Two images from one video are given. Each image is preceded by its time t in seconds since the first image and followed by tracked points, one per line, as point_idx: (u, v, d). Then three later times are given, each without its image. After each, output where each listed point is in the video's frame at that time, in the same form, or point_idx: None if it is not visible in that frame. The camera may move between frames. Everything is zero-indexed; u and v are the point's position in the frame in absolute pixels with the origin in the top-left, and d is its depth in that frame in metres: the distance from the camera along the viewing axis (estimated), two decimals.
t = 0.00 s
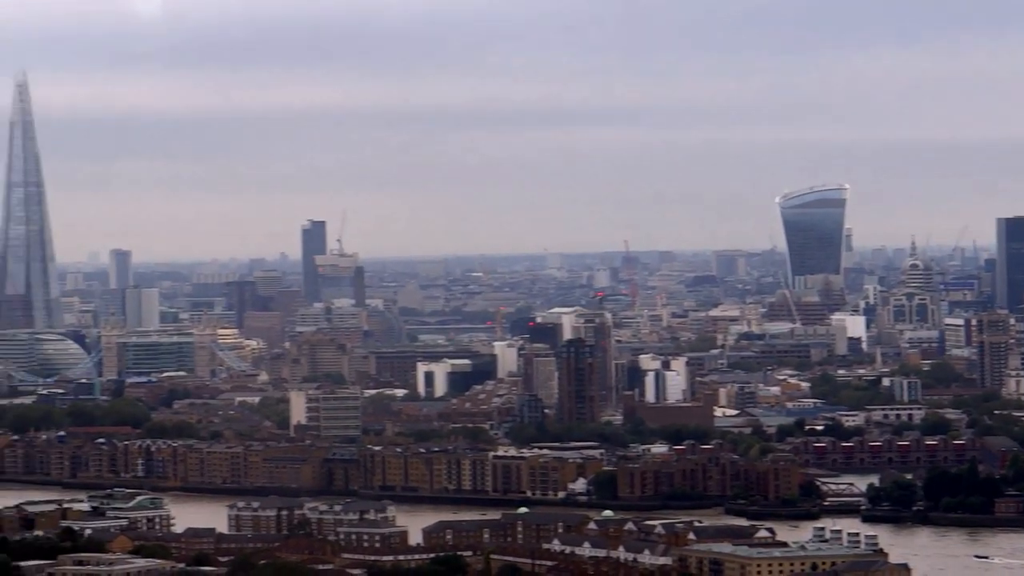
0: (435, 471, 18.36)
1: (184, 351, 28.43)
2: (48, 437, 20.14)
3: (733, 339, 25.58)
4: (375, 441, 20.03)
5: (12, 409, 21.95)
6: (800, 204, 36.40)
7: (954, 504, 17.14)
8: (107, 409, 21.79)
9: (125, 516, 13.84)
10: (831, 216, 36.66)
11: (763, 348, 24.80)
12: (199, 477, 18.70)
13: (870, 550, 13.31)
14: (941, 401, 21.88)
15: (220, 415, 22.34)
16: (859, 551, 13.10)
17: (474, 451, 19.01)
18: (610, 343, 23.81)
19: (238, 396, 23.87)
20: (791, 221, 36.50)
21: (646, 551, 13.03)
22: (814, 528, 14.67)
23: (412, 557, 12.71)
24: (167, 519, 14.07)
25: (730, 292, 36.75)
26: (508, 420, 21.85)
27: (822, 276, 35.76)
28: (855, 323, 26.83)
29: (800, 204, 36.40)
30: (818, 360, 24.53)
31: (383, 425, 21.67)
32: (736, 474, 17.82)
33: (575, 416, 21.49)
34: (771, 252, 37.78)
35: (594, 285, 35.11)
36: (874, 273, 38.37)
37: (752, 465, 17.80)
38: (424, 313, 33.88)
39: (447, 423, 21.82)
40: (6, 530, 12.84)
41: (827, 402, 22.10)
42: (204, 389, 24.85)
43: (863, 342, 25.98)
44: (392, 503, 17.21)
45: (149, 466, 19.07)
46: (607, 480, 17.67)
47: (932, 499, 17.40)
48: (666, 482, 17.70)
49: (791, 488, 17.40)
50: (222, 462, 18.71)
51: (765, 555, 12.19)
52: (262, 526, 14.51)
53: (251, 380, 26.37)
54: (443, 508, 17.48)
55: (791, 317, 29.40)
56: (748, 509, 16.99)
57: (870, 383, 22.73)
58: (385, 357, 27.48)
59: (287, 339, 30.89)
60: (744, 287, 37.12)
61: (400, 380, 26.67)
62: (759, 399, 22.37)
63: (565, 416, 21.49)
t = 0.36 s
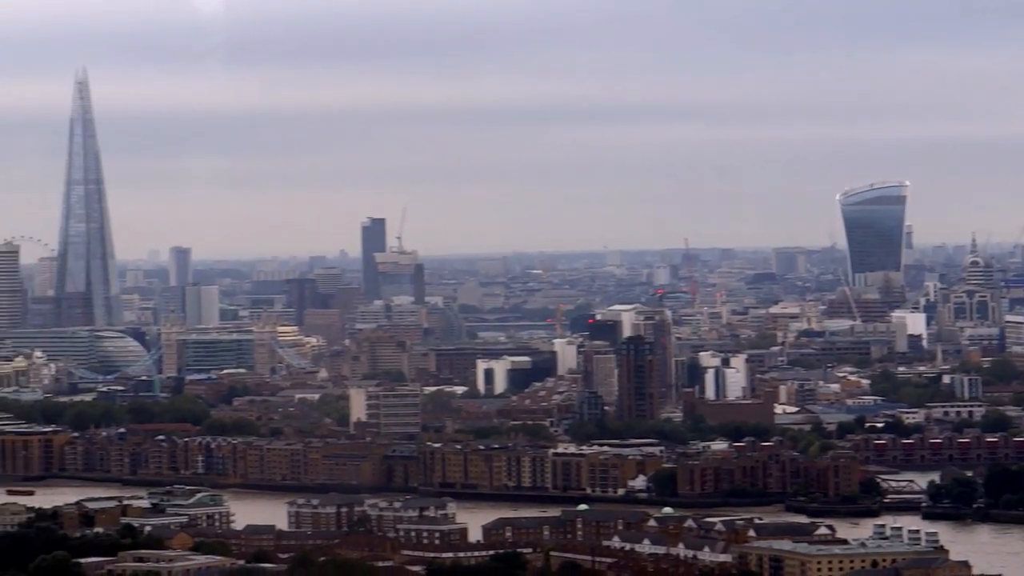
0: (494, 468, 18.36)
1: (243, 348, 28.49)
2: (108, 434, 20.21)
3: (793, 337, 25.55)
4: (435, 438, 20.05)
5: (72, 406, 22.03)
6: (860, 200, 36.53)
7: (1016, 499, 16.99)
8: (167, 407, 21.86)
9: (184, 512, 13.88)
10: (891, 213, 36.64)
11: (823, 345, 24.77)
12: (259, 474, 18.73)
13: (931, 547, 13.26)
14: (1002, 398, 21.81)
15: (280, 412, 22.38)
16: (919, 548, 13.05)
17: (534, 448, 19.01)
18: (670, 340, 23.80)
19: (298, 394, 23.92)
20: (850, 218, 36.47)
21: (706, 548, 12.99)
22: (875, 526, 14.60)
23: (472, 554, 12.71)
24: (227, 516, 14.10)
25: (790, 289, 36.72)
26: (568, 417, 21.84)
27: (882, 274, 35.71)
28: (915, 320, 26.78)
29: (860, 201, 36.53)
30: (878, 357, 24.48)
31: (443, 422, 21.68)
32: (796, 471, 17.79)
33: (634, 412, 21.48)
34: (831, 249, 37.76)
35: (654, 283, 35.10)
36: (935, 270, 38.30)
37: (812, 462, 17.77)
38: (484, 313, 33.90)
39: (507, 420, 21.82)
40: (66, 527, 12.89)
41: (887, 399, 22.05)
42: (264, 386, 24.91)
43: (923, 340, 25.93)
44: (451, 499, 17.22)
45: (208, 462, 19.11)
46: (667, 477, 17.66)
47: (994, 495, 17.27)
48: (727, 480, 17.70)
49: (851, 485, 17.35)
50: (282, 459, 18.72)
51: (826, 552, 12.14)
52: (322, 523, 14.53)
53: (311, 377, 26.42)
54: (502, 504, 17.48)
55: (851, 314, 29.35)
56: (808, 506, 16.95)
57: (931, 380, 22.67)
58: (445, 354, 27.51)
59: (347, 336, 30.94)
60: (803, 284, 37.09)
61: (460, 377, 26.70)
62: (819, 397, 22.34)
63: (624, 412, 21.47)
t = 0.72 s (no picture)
0: (570, 462, 18.36)
1: (319, 342, 28.56)
2: (184, 427, 20.28)
3: (869, 330, 25.51)
4: (511, 431, 20.06)
5: (149, 399, 22.12)
6: (937, 194, 36.43)
7: None
8: (243, 400, 21.93)
9: (261, 506, 13.92)
10: (967, 207, 36.54)
11: (899, 338, 24.71)
12: (336, 468, 18.67)
13: (1008, 541, 13.20)
14: None
15: (356, 405, 22.44)
16: (995, 542, 12.99)
17: (610, 441, 19.01)
18: (746, 333, 23.78)
19: (374, 387, 23.98)
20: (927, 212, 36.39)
21: (781, 543, 12.97)
22: (952, 519, 14.53)
23: (548, 548, 12.71)
24: (303, 509, 14.13)
25: (867, 282, 36.64)
26: (644, 410, 21.84)
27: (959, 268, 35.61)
28: (991, 313, 26.71)
29: (937, 194, 36.43)
30: (955, 350, 24.42)
31: (518, 415, 21.69)
32: (873, 465, 17.74)
33: (710, 405, 21.44)
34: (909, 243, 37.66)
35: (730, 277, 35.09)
36: (1013, 264, 38.18)
37: (889, 456, 17.73)
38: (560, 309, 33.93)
39: (583, 414, 21.83)
40: (143, 520, 12.94)
41: (963, 392, 21.98)
42: (340, 380, 24.97)
43: (1000, 333, 25.84)
44: (527, 493, 17.22)
45: (285, 455, 19.14)
46: (743, 470, 17.63)
47: None
48: (802, 473, 17.67)
49: (927, 480, 17.29)
50: (358, 453, 18.74)
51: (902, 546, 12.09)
52: (398, 515, 14.56)
53: (387, 370, 26.49)
54: (578, 498, 17.48)
55: (928, 308, 29.29)
56: (884, 499, 16.89)
57: (1008, 374, 22.59)
58: (520, 347, 27.53)
59: (423, 330, 30.99)
60: (880, 278, 37.03)
61: (536, 370, 26.71)
62: (895, 391, 22.28)
63: (700, 406, 21.45)
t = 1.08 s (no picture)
0: (631, 457, 18.34)
1: (379, 337, 28.58)
2: (244, 422, 20.33)
3: (929, 324, 25.45)
4: (571, 426, 20.06)
5: (210, 393, 22.18)
6: (997, 186, 36.15)
7: None
8: (304, 395, 21.97)
9: (321, 500, 13.93)
10: None
11: (960, 332, 24.65)
12: (396, 462, 18.71)
13: None
14: None
15: (416, 400, 22.46)
16: None
17: (670, 436, 18.99)
18: (807, 327, 23.74)
19: (433, 381, 23.99)
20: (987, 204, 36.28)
21: (841, 538, 12.93)
22: (1013, 513, 14.47)
23: (608, 542, 12.70)
24: (362, 503, 14.14)
25: (928, 275, 36.54)
26: (704, 405, 21.81)
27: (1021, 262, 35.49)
28: None
29: (997, 186, 36.15)
30: (1016, 344, 24.34)
31: (578, 410, 21.68)
32: (934, 459, 17.68)
33: (770, 399, 21.40)
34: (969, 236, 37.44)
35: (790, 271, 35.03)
36: None
37: (949, 450, 17.67)
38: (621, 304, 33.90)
39: (643, 408, 21.81)
40: (202, 514, 12.98)
41: None
42: (400, 374, 24.99)
43: None
44: (586, 487, 17.21)
45: (345, 450, 19.16)
46: (803, 464, 17.59)
47: None
48: (863, 467, 17.61)
49: (988, 474, 17.22)
50: (418, 448, 18.74)
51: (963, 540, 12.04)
52: (458, 510, 14.56)
53: (447, 364, 26.51)
54: (638, 492, 17.47)
55: (989, 301, 29.20)
56: (945, 494, 16.83)
57: None
58: (580, 342, 27.52)
59: (483, 324, 31.01)
60: (941, 271, 36.93)
61: (596, 364, 26.70)
62: (956, 385, 22.22)
63: (761, 400, 21.42)
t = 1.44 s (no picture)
0: (702, 448, 18.30)
1: (450, 328, 28.60)
2: (315, 413, 20.36)
3: (1001, 316, 25.37)
4: (642, 417, 20.04)
5: (281, 385, 22.22)
6: None
7: None
8: (374, 387, 22.00)
9: (392, 492, 13.94)
10: None
11: None
12: (467, 453, 18.73)
13: None
14: None
15: (487, 392, 22.48)
16: None
17: (741, 427, 18.96)
18: (878, 319, 23.69)
19: (504, 373, 24.00)
20: None
21: (913, 530, 12.89)
22: None
23: (679, 534, 12.67)
24: (433, 495, 14.15)
25: (1000, 266, 36.40)
26: (775, 396, 21.77)
27: None
28: None
29: None
30: None
31: (649, 402, 21.66)
32: (1005, 451, 17.61)
33: (841, 390, 21.35)
34: None
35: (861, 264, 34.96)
36: None
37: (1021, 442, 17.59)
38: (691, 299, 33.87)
39: (714, 400, 21.78)
40: (274, 506, 13.00)
41: None
42: (471, 366, 24.99)
43: None
44: (658, 479, 17.19)
45: (416, 442, 19.17)
46: (875, 456, 17.53)
47: None
48: (934, 459, 17.54)
49: None
50: (489, 440, 18.74)
51: None
52: (529, 502, 14.57)
53: (518, 357, 26.51)
54: (709, 484, 17.44)
55: None
56: (1018, 485, 16.75)
57: None
58: (651, 334, 27.51)
59: (553, 316, 31.01)
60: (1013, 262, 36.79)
61: (667, 356, 26.68)
62: None
63: (832, 391, 21.37)
